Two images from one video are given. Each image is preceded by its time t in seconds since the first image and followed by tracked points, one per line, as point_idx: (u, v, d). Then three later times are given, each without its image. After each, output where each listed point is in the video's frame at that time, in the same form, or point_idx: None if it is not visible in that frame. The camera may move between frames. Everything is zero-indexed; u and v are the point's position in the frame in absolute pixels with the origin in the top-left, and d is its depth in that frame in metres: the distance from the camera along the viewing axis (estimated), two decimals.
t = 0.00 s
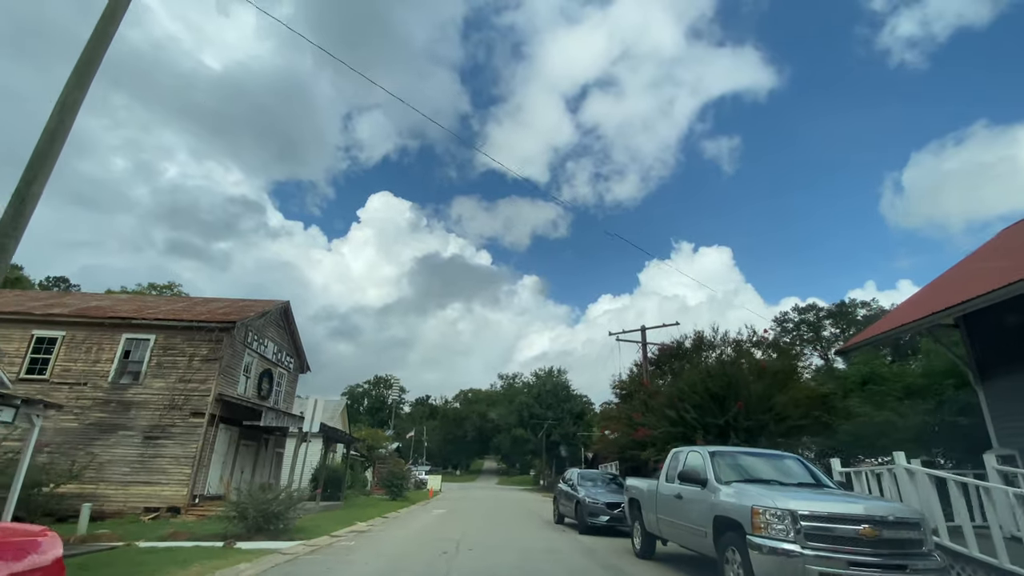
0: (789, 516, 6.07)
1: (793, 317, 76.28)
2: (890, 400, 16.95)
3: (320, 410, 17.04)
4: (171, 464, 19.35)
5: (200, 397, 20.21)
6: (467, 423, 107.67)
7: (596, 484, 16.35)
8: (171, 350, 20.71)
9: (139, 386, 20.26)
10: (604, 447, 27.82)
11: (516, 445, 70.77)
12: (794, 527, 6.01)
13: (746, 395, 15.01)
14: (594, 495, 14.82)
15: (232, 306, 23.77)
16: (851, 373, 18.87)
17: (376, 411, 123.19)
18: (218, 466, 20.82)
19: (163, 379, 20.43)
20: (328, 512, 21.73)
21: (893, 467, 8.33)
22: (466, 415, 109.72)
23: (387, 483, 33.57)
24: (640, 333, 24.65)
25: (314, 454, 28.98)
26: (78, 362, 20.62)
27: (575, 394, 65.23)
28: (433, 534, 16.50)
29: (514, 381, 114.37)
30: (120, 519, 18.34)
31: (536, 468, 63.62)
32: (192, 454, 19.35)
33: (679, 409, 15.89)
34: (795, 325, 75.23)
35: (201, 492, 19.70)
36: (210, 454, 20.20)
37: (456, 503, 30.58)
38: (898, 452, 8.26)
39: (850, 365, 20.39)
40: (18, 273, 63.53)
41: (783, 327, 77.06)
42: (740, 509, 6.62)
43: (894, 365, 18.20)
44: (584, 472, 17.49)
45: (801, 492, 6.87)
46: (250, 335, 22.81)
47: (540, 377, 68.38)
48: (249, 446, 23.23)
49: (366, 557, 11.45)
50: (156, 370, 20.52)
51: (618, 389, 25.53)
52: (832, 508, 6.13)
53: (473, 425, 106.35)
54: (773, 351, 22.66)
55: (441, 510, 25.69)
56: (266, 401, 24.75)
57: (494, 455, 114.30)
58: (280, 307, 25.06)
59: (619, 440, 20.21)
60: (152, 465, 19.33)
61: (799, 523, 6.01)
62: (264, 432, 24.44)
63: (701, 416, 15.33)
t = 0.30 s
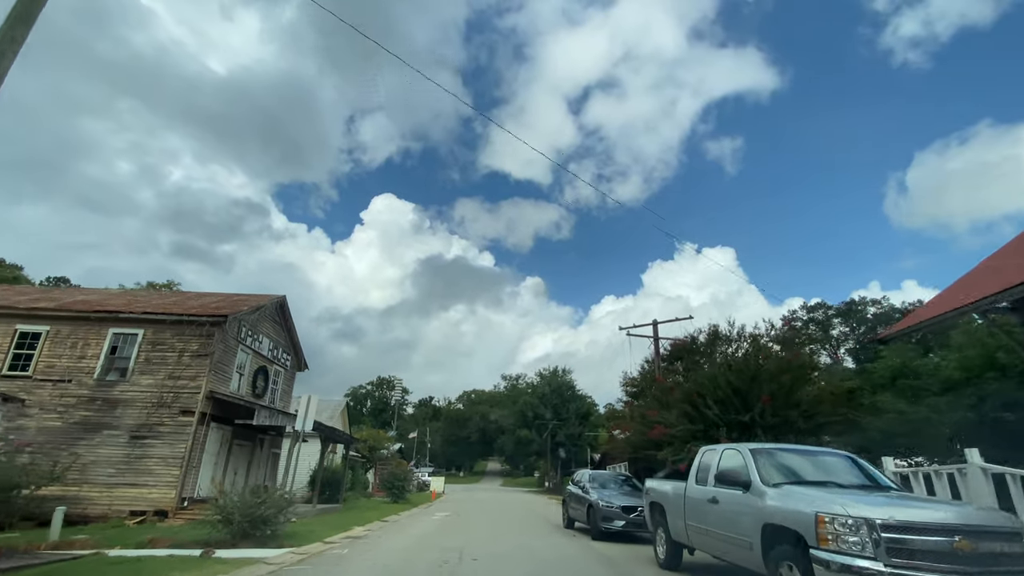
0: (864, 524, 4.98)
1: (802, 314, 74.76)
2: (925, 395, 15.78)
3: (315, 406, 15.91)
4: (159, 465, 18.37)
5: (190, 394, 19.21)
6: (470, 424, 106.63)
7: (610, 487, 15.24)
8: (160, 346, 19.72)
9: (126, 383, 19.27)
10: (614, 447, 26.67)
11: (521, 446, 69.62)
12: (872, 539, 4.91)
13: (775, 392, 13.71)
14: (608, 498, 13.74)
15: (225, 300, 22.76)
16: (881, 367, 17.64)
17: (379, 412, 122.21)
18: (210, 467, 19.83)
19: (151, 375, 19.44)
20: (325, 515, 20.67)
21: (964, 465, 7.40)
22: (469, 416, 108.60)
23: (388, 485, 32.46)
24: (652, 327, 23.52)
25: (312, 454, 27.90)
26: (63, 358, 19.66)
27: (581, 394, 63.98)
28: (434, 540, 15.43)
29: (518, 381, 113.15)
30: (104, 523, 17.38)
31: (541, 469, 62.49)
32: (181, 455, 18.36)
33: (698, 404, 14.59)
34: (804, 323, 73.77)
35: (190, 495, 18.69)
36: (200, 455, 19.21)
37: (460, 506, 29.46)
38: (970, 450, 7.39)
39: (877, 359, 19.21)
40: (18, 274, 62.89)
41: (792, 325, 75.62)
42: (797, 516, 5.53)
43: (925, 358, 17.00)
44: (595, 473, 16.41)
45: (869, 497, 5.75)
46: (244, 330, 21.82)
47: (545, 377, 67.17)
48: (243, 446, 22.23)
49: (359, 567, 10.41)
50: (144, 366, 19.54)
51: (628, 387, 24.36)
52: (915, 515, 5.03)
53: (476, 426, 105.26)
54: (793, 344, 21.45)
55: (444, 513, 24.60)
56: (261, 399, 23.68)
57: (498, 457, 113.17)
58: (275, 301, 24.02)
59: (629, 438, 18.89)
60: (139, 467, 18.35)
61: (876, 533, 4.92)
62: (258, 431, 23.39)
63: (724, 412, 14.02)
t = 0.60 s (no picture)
0: (979, 537, 3.90)
1: (810, 312, 73.51)
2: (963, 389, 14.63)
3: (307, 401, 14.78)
4: (143, 465, 17.35)
5: (177, 391, 18.19)
6: (472, 425, 105.60)
7: (624, 489, 14.18)
8: (146, 339, 18.72)
9: (110, 379, 18.27)
10: (624, 446, 25.58)
11: (524, 446, 68.56)
12: (985, 556, 3.84)
13: (808, 385, 12.52)
14: (622, 500, 12.70)
15: (216, 292, 21.73)
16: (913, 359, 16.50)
17: (381, 412, 121.25)
18: (198, 467, 18.80)
19: (136, 371, 18.42)
20: (319, 518, 19.61)
21: None
22: (472, 416, 107.56)
23: (388, 486, 31.41)
24: (663, 320, 22.42)
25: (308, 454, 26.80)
26: (44, 352, 18.66)
27: (585, 393, 62.84)
28: (434, 545, 14.34)
29: (520, 381, 112.04)
30: (84, 526, 16.36)
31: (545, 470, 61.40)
32: (167, 454, 17.35)
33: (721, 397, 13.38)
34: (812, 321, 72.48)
35: (177, 497, 17.69)
36: (187, 454, 18.18)
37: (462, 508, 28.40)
38: None
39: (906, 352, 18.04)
40: (14, 272, 61.97)
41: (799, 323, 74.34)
42: (883, 526, 4.45)
43: (961, 350, 15.85)
44: (607, 473, 15.36)
45: (964, 500, 4.68)
46: (236, 324, 20.81)
47: (548, 376, 66.07)
48: (235, 445, 21.19)
49: None
50: (129, 361, 18.52)
51: (639, 383, 23.20)
52: None
53: (479, 427, 104.18)
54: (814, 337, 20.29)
55: (446, 516, 23.52)
56: (253, 396, 22.59)
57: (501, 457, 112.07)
58: (269, 294, 23.00)
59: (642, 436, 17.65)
60: (122, 467, 17.34)
61: (991, 549, 3.85)
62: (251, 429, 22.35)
63: (754, 405, 12.66)
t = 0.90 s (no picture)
0: None
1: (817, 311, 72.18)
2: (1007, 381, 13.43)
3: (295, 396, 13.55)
4: (123, 466, 16.27)
5: (161, 387, 17.11)
6: (474, 426, 104.49)
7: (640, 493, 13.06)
8: (129, 333, 17.66)
9: (90, 374, 17.20)
10: (633, 446, 24.42)
11: (527, 448, 67.40)
12: None
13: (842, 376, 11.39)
14: (639, 504, 11.62)
15: (205, 285, 20.66)
16: (946, 351, 15.32)
17: (382, 414, 120.15)
18: (184, 469, 17.71)
19: (118, 366, 17.35)
20: (312, 523, 18.51)
21: None
22: (474, 418, 106.37)
23: (387, 488, 30.27)
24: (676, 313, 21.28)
25: (302, 455, 25.68)
26: (21, 346, 17.60)
27: (589, 394, 61.64)
28: (434, 553, 13.24)
29: (523, 382, 110.85)
30: (59, 532, 15.27)
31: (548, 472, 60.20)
32: (150, 454, 16.28)
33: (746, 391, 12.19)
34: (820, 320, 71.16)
35: (160, 500, 16.62)
36: (172, 455, 17.08)
37: (464, 511, 27.24)
38: None
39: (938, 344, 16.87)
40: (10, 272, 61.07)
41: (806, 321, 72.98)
42: None
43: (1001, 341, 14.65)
44: (621, 474, 14.27)
45: None
46: (225, 316, 19.77)
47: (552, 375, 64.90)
48: (225, 446, 20.11)
49: None
50: (111, 356, 17.45)
51: (649, 380, 22.00)
52: None
53: (481, 428, 102.99)
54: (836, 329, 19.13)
55: (447, 520, 22.34)
56: (243, 394, 21.46)
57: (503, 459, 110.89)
58: (260, 287, 21.93)
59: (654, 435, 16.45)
60: (100, 468, 16.25)
61: None
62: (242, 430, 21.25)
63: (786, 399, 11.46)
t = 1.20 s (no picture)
0: None
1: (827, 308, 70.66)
2: None
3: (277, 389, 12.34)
4: (99, 467, 15.16)
5: (140, 383, 15.98)
6: (476, 427, 103.39)
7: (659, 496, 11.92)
8: (108, 325, 16.56)
9: (65, 369, 16.10)
10: (642, 446, 23.28)
11: (529, 449, 66.21)
12: None
13: (886, 365, 10.19)
14: (659, 508, 10.51)
15: (191, 275, 19.54)
16: (989, 339, 14.10)
17: (383, 415, 119.04)
18: (166, 471, 16.59)
19: (95, 360, 16.24)
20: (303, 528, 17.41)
21: None
22: (475, 419, 105.17)
23: (385, 490, 29.10)
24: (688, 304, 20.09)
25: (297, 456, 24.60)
26: None
27: (593, 394, 60.35)
28: (433, 562, 12.13)
29: (525, 383, 109.62)
30: (28, 538, 14.16)
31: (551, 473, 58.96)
32: (128, 454, 15.17)
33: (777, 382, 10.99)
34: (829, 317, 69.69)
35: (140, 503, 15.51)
36: (152, 457, 15.95)
37: (465, 515, 26.09)
38: None
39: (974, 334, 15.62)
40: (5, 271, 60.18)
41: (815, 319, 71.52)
42: None
43: None
44: (635, 475, 13.17)
45: None
46: (212, 309, 18.64)
47: (554, 375, 63.68)
48: (212, 446, 18.99)
49: None
50: (88, 350, 16.34)
51: (660, 376, 20.81)
52: None
53: (482, 429, 101.83)
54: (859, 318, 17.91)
55: (447, 524, 21.16)
56: (232, 392, 20.31)
57: (505, 461, 109.67)
58: (250, 279, 20.81)
59: (670, 433, 15.26)
60: (74, 470, 15.13)
61: None
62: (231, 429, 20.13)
63: (823, 390, 10.18)
